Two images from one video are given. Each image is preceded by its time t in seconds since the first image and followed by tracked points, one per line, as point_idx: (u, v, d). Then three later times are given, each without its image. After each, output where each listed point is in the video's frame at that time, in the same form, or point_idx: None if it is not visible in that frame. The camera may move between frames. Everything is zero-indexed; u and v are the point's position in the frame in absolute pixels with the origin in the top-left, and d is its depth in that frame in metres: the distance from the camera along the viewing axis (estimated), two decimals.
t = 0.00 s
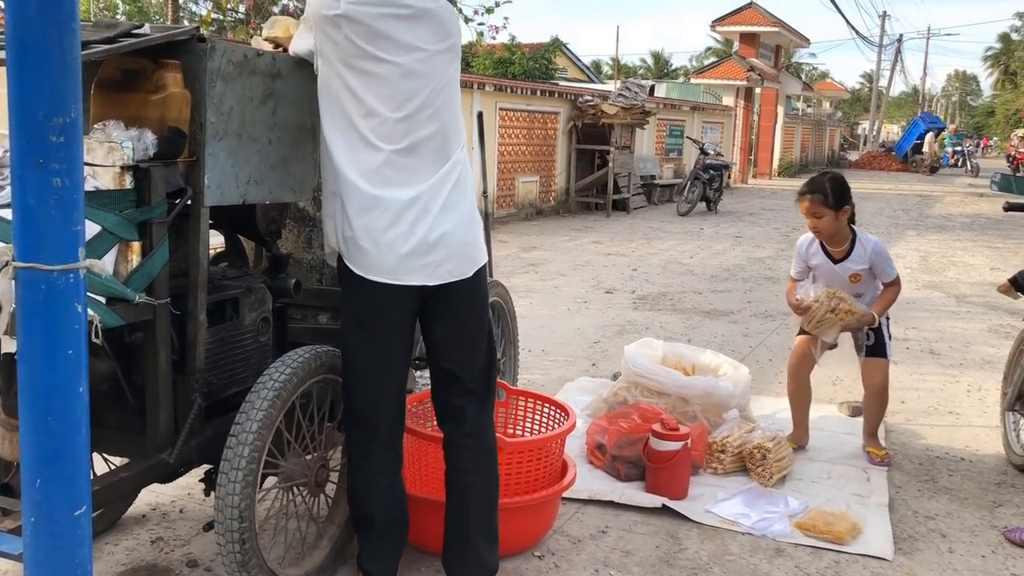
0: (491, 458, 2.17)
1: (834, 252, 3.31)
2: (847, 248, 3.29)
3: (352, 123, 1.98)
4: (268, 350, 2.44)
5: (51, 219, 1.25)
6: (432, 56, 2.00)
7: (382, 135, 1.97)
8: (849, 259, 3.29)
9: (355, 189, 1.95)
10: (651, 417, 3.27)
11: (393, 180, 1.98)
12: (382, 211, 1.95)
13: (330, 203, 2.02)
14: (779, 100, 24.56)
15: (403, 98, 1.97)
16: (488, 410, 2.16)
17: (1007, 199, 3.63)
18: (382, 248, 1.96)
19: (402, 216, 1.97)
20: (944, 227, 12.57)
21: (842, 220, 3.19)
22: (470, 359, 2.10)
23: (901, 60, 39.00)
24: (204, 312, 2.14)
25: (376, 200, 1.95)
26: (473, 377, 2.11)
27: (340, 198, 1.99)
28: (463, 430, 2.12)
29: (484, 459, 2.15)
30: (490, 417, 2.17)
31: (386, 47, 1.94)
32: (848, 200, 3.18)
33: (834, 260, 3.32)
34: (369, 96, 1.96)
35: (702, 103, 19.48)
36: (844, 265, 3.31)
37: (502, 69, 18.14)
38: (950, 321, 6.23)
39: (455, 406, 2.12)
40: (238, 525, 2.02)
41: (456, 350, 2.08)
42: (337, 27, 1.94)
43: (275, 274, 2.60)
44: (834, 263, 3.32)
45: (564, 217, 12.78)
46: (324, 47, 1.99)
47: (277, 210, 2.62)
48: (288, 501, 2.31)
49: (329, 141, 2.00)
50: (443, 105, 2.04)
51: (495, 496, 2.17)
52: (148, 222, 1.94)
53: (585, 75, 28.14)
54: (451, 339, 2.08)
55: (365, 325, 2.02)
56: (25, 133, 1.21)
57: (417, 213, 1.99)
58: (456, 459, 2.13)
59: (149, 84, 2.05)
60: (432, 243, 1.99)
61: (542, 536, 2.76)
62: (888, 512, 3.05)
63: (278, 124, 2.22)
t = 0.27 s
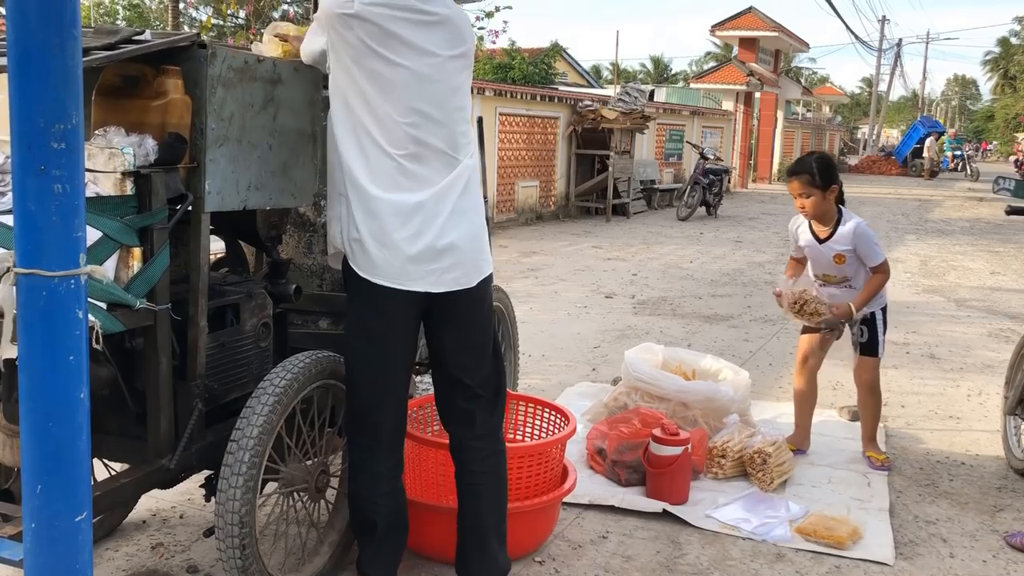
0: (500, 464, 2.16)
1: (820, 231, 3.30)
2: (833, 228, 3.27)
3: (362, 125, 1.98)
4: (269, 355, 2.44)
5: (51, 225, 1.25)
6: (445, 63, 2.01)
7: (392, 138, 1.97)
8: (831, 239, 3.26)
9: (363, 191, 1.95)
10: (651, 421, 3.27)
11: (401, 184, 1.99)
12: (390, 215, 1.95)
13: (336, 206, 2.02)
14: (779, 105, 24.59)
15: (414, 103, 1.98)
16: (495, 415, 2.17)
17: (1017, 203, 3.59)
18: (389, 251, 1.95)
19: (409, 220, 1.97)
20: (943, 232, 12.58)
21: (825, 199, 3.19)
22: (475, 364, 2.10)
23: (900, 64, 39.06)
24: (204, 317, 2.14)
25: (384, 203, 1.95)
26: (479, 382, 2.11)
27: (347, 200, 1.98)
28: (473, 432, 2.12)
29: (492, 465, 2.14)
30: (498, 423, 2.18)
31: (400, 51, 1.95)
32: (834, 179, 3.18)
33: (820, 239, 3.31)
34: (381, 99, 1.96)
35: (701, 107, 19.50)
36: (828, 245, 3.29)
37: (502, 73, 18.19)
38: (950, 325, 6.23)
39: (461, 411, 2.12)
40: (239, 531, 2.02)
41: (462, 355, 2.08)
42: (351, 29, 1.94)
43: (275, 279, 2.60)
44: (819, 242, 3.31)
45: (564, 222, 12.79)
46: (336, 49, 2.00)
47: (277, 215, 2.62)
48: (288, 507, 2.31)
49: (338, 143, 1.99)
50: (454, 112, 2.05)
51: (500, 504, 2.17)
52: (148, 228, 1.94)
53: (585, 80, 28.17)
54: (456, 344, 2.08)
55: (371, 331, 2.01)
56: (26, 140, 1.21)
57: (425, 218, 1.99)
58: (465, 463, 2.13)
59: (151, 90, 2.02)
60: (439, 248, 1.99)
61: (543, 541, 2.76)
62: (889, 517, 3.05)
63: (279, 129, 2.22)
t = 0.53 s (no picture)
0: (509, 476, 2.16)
1: (794, 220, 3.32)
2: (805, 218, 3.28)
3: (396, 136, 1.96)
4: (270, 360, 2.44)
5: (53, 231, 1.26)
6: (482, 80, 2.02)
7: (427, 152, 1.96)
8: (798, 228, 3.28)
9: (397, 203, 1.92)
10: (652, 426, 3.27)
11: (432, 198, 1.98)
12: (424, 230, 1.94)
13: (358, 215, 1.97)
14: (779, 109, 24.61)
15: (452, 118, 1.97)
16: (506, 426, 2.17)
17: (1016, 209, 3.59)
18: (420, 266, 1.94)
19: (441, 236, 1.97)
20: (944, 235, 12.58)
21: (792, 186, 3.21)
22: (486, 373, 2.11)
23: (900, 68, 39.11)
24: (205, 323, 2.15)
25: (418, 217, 1.94)
26: (491, 393, 2.12)
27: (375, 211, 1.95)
28: (491, 448, 2.12)
29: (503, 475, 2.14)
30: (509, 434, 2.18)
31: (442, 65, 1.95)
32: (805, 168, 3.18)
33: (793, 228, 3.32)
34: (418, 111, 1.94)
35: (701, 112, 19.52)
36: (797, 234, 3.29)
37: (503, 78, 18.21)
38: (951, 329, 6.23)
39: (472, 421, 2.12)
40: (240, 536, 2.02)
41: (476, 366, 2.09)
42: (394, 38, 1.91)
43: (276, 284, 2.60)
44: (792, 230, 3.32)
45: (564, 227, 12.81)
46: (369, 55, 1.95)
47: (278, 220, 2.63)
48: (290, 512, 2.31)
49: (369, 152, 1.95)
50: (485, 130, 2.06)
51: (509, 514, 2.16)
52: (150, 233, 1.95)
53: (586, 85, 28.22)
54: (472, 355, 2.09)
55: (390, 341, 1.98)
56: (28, 147, 1.22)
57: (455, 234, 1.99)
58: (475, 472, 2.13)
59: (152, 96, 2.03)
60: (467, 266, 2.00)
61: (544, 546, 2.76)
62: (890, 521, 3.05)
63: (280, 135, 2.23)
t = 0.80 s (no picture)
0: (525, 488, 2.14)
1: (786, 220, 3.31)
2: (794, 218, 3.26)
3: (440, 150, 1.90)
4: (272, 364, 2.44)
5: (57, 235, 1.26)
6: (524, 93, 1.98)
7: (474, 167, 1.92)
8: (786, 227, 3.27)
9: (443, 221, 1.89)
10: (653, 429, 3.28)
11: (478, 214, 1.94)
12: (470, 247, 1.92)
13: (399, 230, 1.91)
14: (780, 112, 24.62)
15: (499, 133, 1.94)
16: (527, 438, 2.15)
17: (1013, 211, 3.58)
18: (466, 284, 1.92)
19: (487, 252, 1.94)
20: (946, 238, 12.58)
21: (776, 186, 3.21)
22: (511, 385, 2.09)
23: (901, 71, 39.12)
24: (207, 326, 2.15)
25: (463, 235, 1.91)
26: (517, 406, 2.10)
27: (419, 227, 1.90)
28: (509, 460, 2.10)
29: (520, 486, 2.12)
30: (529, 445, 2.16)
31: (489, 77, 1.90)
32: (791, 170, 3.17)
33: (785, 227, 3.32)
34: (465, 126, 1.89)
35: (702, 115, 19.54)
36: (785, 233, 3.29)
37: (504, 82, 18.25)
38: (952, 332, 6.23)
39: (495, 434, 2.09)
40: (242, 539, 2.02)
41: (504, 378, 2.08)
42: (440, 51, 1.85)
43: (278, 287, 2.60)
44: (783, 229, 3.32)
45: (566, 230, 12.82)
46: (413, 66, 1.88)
47: (280, 224, 2.63)
48: (293, 515, 2.31)
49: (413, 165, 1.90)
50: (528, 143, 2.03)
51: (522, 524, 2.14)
52: (153, 237, 1.95)
53: (586, 88, 28.26)
54: (502, 367, 2.07)
55: (425, 347, 1.94)
56: (32, 151, 1.22)
57: (500, 251, 1.97)
58: (490, 481, 2.11)
59: (155, 100, 2.03)
60: (511, 283, 1.99)
61: (546, 549, 2.76)
62: (892, 523, 3.04)
63: (282, 138, 2.24)
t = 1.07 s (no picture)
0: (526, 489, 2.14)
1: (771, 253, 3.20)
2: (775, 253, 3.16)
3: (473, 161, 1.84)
4: (274, 365, 2.45)
5: (60, 236, 1.26)
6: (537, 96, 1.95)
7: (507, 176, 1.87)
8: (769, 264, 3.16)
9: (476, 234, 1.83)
10: (655, 430, 3.28)
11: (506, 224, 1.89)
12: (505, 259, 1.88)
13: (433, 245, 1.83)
14: (780, 113, 24.61)
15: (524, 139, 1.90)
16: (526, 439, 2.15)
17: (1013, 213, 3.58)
18: (500, 296, 1.88)
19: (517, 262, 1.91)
20: (947, 239, 12.58)
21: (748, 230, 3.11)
22: (517, 388, 2.08)
23: (903, 71, 39.10)
24: (209, 328, 2.16)
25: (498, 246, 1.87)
26: (520, 407, 2.10)
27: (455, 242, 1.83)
28: (511, 464, 2.10)
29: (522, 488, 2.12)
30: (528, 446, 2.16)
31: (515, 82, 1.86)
32: (756, 214, 3.06)
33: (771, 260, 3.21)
34: (492, 135, 1.84)
35: (703, 116, 19.54)
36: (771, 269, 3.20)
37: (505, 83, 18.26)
38: (953, 333, 6.22)
39: (501, 437, 2.09)
40: (244, 540, 2.02)
41: (512, 383, 2.06)
42: (469, 59, 1.78)
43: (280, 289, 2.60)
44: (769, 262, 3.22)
45: (566, 231, 12.82)
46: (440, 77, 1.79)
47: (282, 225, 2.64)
48: (295, 516, 2.31)
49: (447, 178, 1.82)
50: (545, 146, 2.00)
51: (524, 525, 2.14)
52: (154, 238, 1.95)
53: (587, 89, 28.27)
54: (508, 371, 2.03)
55: (441, 352, 1.87)
56: (35, 152, 1.22)
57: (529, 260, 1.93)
58: (493, 483, 2.10)
59: (157, 102, 2.02)
60: (538, 291, 1.97)
61: (548, 550, 2.76)
62: (893, 525, 3.04)
63: (283, 140, 2.24)
